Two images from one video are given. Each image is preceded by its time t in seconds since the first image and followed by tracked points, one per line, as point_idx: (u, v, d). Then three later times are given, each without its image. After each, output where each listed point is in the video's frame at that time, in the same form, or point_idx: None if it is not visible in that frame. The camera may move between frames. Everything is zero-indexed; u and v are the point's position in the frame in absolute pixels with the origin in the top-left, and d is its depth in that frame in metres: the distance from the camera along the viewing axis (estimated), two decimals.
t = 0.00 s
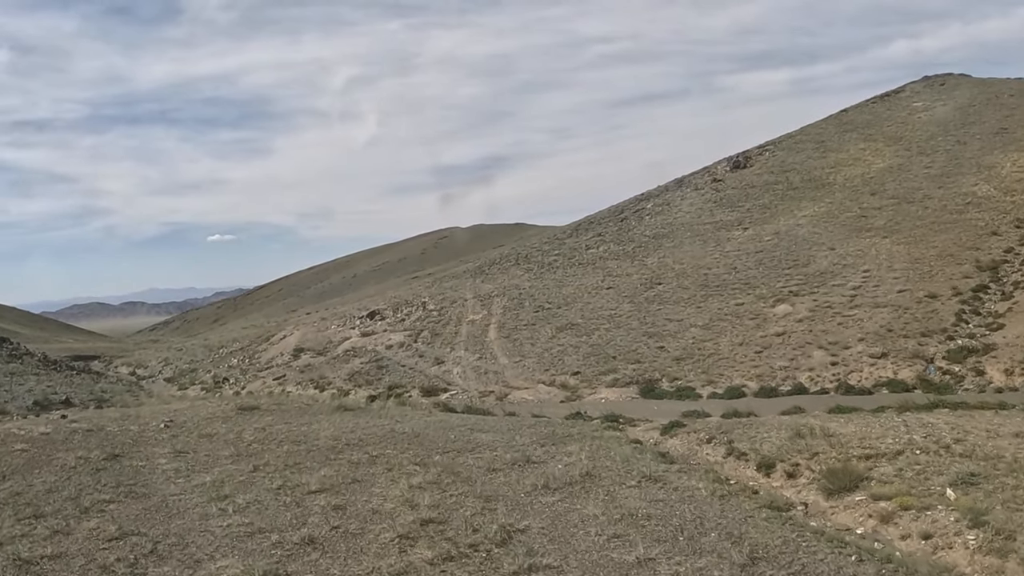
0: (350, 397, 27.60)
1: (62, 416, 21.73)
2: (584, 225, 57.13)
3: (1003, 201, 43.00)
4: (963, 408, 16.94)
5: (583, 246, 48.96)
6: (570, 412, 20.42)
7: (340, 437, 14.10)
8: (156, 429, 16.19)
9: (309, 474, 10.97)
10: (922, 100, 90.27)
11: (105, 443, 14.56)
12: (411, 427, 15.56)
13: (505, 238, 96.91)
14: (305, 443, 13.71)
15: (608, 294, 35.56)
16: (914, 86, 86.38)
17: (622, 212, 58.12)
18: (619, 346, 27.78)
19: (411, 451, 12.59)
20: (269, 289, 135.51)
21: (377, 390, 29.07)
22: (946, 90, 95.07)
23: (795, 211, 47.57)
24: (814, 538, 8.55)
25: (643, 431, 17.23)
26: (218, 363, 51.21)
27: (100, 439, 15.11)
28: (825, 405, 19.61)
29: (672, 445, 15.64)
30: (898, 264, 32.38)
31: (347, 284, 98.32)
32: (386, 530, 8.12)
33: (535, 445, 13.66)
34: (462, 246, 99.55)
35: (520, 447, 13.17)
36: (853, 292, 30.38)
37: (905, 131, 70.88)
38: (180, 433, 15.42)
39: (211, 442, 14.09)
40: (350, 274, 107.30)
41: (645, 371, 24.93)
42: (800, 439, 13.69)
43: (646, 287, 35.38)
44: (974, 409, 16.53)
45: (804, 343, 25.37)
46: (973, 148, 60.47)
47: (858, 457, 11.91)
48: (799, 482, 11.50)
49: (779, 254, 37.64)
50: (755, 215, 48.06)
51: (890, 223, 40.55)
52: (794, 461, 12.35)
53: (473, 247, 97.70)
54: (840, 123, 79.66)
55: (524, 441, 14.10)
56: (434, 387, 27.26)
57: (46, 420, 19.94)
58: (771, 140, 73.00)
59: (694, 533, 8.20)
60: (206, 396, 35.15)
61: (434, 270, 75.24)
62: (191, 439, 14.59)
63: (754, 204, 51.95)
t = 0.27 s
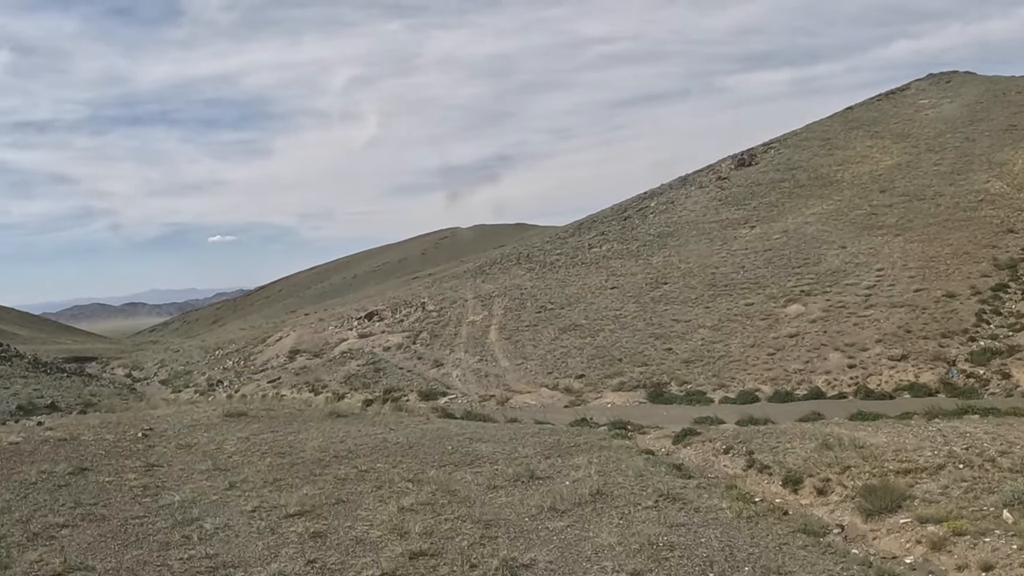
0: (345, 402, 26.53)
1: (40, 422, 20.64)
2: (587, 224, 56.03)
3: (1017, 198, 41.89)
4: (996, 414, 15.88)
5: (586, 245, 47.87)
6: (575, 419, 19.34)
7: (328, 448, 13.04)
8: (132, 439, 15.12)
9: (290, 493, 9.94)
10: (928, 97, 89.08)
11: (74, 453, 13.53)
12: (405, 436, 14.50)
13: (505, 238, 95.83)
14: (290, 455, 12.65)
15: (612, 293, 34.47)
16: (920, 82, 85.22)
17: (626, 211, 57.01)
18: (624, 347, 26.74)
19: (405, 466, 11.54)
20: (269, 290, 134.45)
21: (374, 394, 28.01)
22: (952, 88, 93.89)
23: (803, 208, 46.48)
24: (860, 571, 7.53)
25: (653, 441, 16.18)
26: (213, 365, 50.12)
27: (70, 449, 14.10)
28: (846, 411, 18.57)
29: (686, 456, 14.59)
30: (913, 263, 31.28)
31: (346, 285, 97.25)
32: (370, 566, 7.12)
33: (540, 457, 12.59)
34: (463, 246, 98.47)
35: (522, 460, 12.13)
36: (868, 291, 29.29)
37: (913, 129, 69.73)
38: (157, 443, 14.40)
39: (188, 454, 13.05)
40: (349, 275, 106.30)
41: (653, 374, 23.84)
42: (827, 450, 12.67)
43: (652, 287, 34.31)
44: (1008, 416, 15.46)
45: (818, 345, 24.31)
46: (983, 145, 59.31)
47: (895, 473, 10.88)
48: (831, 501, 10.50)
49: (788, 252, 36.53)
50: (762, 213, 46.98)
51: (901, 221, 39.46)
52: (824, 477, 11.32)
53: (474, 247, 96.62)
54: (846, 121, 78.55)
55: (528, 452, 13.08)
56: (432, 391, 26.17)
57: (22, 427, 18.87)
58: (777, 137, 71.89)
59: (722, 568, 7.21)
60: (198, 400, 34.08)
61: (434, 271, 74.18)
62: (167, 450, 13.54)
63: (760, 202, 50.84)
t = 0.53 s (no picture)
0: (341, 407, 25.46)
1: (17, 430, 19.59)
2: (590, 223, 54.93)
3: None
4: None
5: (589, 244, 46.78)
6: (582, 426, 18.28)
7: (316, 463, 11.99)
8: (105, 451, 14.06)
9: (269, 518, 8.93)
10: (934, 94, 87.93)
11: (41, 468, 12.51)
12: (401, 447, 13.47)
13: (507, 238, 94.82)
14: (273, 471, 11.60)
15: (617, 293, 33.40)
16: (925, 79, 84.08)
17: (629, 209, 55.90)
18: (631, 349, 25.66)
19: (400, 484, 10.51)
20: (268, 291, 133.40)
21: (371, 399, 26.93)
22: (959, 84, 92.79)
23: (812, 206, 45.40)
24: None
25: (667, 452, 15.15)
26: (208, 368, 49.03)
27: (38, 462, 13.08)
28: (869, 418, 17.56)
29: (704, 469, 13.55)
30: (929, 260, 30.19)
31: (346, 286, 96.15)
32: None
33: (547, 472, 11.53)
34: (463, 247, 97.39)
35: (528, 475, 11.11)
36: (884, 291, 28.20)
37: (920, 125, 68.60)
38: (132, 456, 13.38)
39: (163, 470, 12.00)
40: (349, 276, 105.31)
41: (663, 377, 22.77)
42: (859, 463, 11.66)
43: (658, 286, 33.25)
44: None
45: (835, 347, 23.24)
46: (993, 141, 58.19)
47: (940, 492, 9.88)
48: (873, 526, 9.51)
49: (798, 250, 35.43)
50: (769, 211, 45.90)
51: (914, 218, 38.37)
52: (861, 496, 10.36)
53: (475, 247, 95.54)
54: (852, 118, 77.45)
55: (533, 466, 12.05)
56: (431, 395, 25.09)
57: None
58: (782, 135, 70.79)
59: None
60: (190, 404, 33.01)
61: (434, 271, 73.11)
62: (141, 465, 12.50)
63: (767, 199, 49.73)
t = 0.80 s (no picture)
0: (336, 412, 24.41)
1: None
2: (593, 220, 53.83)
3: None
4: None
5: (592, 242, 45.68)
6: (589, 432, 17.23)
7: (302, 479, 10.98)
8: (76, 463, 13.04)
9: (244, 547, 7.94)
10: (941, 90, 86.72)
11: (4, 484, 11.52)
12: (395, 459, 12.45)
13: (508, 237, 93.75)
14: (255, 488, 10.60)
15: (623, 293, 32.32)
16: (932, 74, 82.89)
17: (633, 207, 54.76)
18: (638, 351, 24.60)
19: (394, 505, 9.51)
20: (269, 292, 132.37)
21: (368, 403, 25.88)
22: (966, 81, 91.62)
23: (820, 202, 44.32)
24: None
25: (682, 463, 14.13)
26: (204, 369, 47.95)
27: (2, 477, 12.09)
28: (897, 425, 16.53)
29: (725, 483, 12.53)
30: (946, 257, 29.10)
31: (346, 286, 95.09)
32: None
33: (555, 489, 10.53)
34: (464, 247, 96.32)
35: (534, 493, 10.10)
36: (901, 290, 27.11)
37: (928, 121, 67.44)
38: (104, 470, 12.39)
39: (133, 488, 11.01)
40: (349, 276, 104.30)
41: (672, 381, 21.71)
42: (898, 477, 10.65)
43: (665, 285, 32.18)
44: None
45: (853, 348, 22.18)
46: (1004, 136, 57.02)
47: (994, 512, 8.86)
48: (929, 554, 8.50)
49: (809, 248, 34.34)
50: (777, 208, 44.82)
51: (927, 215, 37.27)
52: (907, 517, 9.37)
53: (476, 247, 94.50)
54: (858, 114, 76.35)
55: (539, 481, 11.04)
56: (430, 399, 24.04)
57: None
58: (787, 131, 69.68)
59: None
60: (182, 408, 31.96)
61: (435, 270, 72.05)
62: (112, 482, 11.50)
63: (774, 196, 48.65)
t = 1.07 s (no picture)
0: (330, 416, 23.36)
1: None
2: (596, 218, 52.73)
3: None
4: None
5: (596, 239, 44.59)
6: (597, 438, 16.18)
7: (283, 493, 9.96)
8: (40, 474, 12.01)
9: None
10: (947, 86, 85.54)
11: None
12: (387, 470, 11.44)
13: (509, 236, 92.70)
14: (230, 505, 9.58)
15: (628, 291, 31.24)
16: (939, 70, 81.74)
17: (637, 203, 53.66)
18: (646, 351, 23.51)
19: (383, 527, 8.48)
20: (269, 292, 131.34)
21: (364, 405, 24.82)
22: (972, 76, 90.48)
23: (830, 198, 43.21)
24: None
25: (698, 473, 13.09)
26: (199, 370, 46.88)
27: None
28: (925, 430, 15.49)
29: (747, 495, 11.50)
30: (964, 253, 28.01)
31: (345, 285, 94.08)
32: None
33: (563, 506, 9.53)
34: (465, 246, 95.26)
35: (539, 513, 9.09)
36: (919, 287, 26.02)
37: (936, 117, 66.30)
38: (70, 482, 11.38)
39: (96, 504, 9.99)
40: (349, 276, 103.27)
41: (682, 382, 20.64)
42: (942, 492, 9.64)
43: (672, 282, 31.11)
44: None
45: (872, 348, 21.09)
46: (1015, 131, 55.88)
47: None
48: None
49: (821, 244, 33.24)
50: (785, 204, 43.71)
51: (941, 210, 36.17)
52: (959, 537, 8.37)
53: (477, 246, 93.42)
54: (864, 110, 75.20)
55: (544, 495, 10.01)
56: (429, 401, 22.98)
57: None
58: (793, 127, 68.55)
59: None
60: (173, 410, 30.93)
61: (435, 269, 71.00)
62: (74, 497, 10.48)
63: (781, 191, 47.55)
